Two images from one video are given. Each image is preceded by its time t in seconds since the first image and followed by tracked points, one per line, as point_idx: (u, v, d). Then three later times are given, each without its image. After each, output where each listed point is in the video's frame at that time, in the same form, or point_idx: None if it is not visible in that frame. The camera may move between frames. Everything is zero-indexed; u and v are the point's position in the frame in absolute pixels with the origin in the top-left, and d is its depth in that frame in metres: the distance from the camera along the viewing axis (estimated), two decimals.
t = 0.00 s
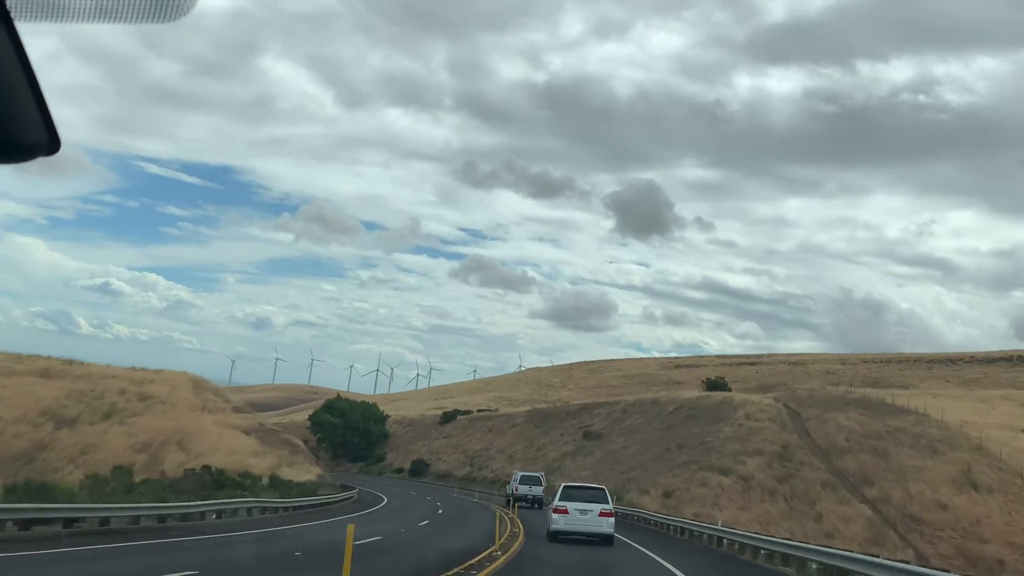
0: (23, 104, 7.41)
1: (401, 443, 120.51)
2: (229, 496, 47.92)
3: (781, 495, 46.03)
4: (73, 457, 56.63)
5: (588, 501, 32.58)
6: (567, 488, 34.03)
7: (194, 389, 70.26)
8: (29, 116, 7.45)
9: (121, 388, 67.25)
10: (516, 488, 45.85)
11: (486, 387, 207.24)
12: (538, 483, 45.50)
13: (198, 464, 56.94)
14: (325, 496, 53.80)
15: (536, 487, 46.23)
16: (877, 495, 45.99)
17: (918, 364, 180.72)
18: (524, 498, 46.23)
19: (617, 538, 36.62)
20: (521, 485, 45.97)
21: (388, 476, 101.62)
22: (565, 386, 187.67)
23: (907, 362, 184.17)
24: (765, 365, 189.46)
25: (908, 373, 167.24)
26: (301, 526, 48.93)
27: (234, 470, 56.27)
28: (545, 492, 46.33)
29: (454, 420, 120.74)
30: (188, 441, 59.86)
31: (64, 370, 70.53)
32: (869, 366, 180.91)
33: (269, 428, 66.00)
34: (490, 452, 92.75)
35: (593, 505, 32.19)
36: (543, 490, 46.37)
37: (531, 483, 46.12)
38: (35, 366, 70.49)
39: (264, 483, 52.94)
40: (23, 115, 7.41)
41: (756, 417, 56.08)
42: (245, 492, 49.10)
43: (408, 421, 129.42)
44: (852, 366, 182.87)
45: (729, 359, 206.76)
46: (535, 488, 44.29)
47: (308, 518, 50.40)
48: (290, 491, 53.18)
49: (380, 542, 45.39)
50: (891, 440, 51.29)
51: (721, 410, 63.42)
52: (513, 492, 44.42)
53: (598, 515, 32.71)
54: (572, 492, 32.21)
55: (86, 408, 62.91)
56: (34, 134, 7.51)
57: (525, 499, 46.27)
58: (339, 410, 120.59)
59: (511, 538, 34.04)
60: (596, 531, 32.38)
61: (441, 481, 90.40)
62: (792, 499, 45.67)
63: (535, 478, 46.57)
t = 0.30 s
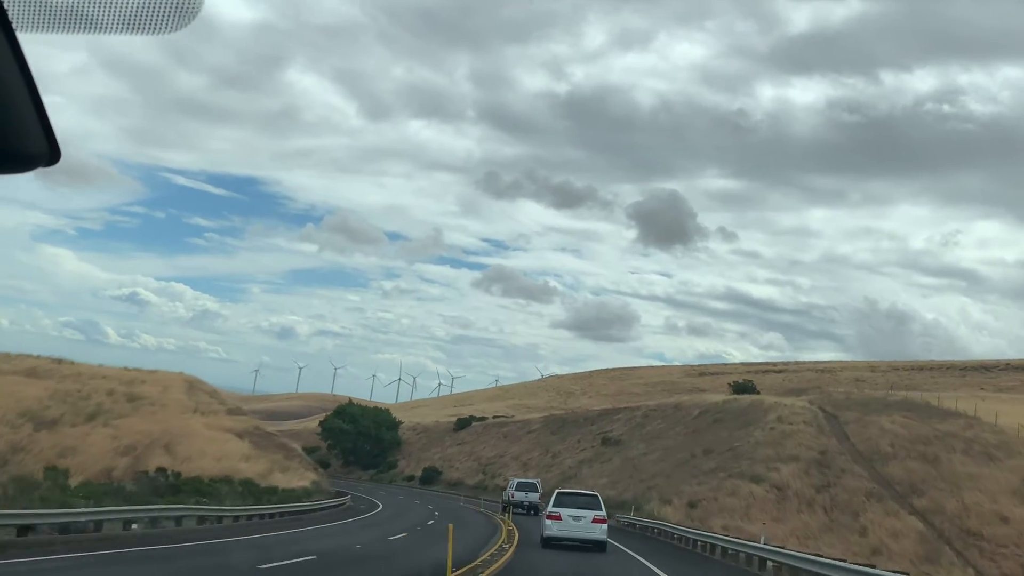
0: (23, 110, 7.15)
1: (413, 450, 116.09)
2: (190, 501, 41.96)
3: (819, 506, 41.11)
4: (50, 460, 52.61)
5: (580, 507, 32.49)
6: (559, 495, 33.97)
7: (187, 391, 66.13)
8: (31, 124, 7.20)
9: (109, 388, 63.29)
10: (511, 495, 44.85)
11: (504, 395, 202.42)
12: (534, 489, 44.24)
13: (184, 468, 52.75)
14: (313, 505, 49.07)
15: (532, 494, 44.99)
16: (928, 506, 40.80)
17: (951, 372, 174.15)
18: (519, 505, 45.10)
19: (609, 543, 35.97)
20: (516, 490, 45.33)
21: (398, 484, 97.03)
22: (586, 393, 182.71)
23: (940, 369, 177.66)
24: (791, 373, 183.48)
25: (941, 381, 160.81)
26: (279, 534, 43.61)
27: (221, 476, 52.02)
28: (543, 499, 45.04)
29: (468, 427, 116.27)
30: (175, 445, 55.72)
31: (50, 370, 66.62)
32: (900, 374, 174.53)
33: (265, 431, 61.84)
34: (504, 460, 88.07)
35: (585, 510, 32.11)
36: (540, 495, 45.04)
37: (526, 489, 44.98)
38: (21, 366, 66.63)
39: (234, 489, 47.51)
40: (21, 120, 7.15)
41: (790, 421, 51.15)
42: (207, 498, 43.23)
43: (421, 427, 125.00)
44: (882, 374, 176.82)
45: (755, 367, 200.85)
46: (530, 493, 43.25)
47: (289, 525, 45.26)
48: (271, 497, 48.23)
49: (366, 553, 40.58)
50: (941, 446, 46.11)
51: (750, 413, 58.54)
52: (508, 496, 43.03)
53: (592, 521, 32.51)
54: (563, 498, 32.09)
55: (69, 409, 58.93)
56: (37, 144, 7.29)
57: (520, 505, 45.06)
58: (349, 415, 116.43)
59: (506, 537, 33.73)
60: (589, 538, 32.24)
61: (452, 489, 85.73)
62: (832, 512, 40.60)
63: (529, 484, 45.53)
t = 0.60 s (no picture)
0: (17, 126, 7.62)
1: (428, 454, 111.82)
2: (138, 503, 36.68)
3: (868, 515, 36.26)
4: (23, 461, 48.73)
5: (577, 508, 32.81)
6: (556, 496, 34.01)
7: (180, 389, 62.14)
8: (22, 139, 7.63)
9: (97, 385, 59.45)
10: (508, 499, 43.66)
11: (524, 400, 197.76)
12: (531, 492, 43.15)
13: (166, 471, 48.59)
14: (298, 511, 44.52)
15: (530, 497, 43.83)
16: (992, 514, 35.85)
17: (988, 375, 167.54)
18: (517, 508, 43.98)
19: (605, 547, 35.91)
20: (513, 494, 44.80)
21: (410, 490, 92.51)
22: (609, 398, 177.54)
23: (976, 373, 171.15)
24: (821, 377, 177.50)
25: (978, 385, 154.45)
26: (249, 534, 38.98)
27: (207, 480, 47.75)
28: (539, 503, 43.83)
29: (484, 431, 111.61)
30: (161, 445, 51.71)
31: (37, 366, 62.87)
32: (933, 378, 168.20)
33: (261, 431, 57.58)
34: (520, 464, 83.58)
35: (582, 511, 32.21)
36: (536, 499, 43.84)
37: (524, 493, 44.20)
38: (5, 362, 62.94)
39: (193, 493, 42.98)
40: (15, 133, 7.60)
41: (829, 419, 46.34)
42: (157, 500, 38.00)
43: (437, 431, 120.74)
44: (916, 378, 170.55)
45: (782, 371, 194.88)
46: (529, 495, 42.04)
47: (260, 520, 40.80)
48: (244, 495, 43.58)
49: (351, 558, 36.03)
50: (1003, 447, 41.12)
51: (785, 412, 53.55)
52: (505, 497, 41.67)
53: (587, 523, 32.61)
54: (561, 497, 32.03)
55: (51, 406, 55.09)
56: (26, 155, 7.64)
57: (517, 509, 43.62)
58: (362, 418, 112.47)
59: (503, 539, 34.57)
60: (584, 539, 32.35)
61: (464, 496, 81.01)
62: (883, 522, 35.74)
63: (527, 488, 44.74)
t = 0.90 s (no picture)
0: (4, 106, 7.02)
1: (441, 456, 107.29)
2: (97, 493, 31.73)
3: (926, 520, 31.24)
4: None
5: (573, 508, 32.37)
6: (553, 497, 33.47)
7: (168, 383, 57.82)
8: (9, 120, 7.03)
9: (78, 378, 55.31)
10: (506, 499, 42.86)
11: (544, 402, 192.83)
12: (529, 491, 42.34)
13: (141, 471, 44.21)
14: (280, 512, 39.79)
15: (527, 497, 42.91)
16: None
17: None
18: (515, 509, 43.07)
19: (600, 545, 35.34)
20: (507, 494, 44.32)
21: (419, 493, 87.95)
22: (631, 400, 172.23)
23: (1013, 373, 164.52)
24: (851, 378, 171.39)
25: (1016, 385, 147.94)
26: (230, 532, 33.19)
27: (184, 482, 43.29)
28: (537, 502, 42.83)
29: (499, 432, 106.77)
30: (140, 442, 47.40)
31: (15, 359, 58.76)
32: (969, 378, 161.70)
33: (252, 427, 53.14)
34: (535, 466, 78.87)
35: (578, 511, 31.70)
36: (533, 499, 42.77)
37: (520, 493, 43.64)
38: None
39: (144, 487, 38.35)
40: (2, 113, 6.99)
41: (877, 413, 41.28)
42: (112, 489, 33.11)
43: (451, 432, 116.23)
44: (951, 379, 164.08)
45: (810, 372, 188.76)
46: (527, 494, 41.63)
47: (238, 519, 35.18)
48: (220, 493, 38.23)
49: (334, 558, 31.09)
50: None
51: (825, 407, 48.37)
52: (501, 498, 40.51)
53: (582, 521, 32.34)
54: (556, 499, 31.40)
55: (25, 400, 50.94)
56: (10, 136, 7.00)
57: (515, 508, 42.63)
58: (372, 418, 108.11)
59: (496, 545, 32.46)
60: (580, 539, 31.99)
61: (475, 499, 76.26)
62: (945, 528, 30.71)
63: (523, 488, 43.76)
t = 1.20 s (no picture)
0: (13, 104, 6.81)
1: (451, 455, 102.56)
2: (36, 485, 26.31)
3: (1011, 527, 25.90)
4: None
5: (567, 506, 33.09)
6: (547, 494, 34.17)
7: (146, 375, 53.15)
8: (19, 115, 6.81)
9: (47, 367, 50.78)
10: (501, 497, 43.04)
11: (561, 401, 187.62)
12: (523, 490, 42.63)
13: (103, 467, 39.51)
14: (252, 516, 34.80)
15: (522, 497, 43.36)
16: None
17: None
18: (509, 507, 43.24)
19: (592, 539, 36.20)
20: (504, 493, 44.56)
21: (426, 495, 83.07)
22: (650, 399, 166.54)
23: None
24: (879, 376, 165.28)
25: None
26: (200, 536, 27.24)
27: (150, 481, 38.54)
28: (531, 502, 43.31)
29: (512, 431, 101.77)
30: (106, 436, 42.75)
31: None
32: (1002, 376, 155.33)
33: (234, 421, 48.46)
34: (548, 465, 73.90)
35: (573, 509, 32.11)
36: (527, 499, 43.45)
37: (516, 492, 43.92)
38: None
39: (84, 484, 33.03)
40: (11, 111, 6.78)
41: (935, 401, 36.00)
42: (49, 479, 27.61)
43: (462, 431, 111.51)
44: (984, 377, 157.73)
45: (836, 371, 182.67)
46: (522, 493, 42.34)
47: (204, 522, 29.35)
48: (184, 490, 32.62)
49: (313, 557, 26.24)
50: None
51: (870, 397, 43.11)
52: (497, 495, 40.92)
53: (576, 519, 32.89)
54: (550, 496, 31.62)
55: None
56: (24, 133, 6.85)
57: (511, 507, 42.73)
58: (380, 416, 103.54)
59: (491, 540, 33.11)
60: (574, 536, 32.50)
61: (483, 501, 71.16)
62: None
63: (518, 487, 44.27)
